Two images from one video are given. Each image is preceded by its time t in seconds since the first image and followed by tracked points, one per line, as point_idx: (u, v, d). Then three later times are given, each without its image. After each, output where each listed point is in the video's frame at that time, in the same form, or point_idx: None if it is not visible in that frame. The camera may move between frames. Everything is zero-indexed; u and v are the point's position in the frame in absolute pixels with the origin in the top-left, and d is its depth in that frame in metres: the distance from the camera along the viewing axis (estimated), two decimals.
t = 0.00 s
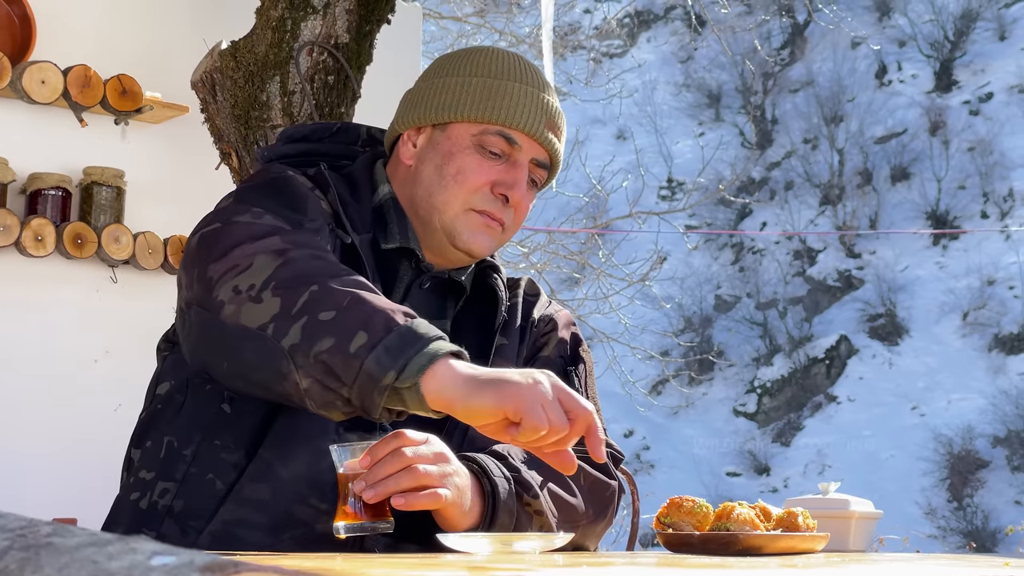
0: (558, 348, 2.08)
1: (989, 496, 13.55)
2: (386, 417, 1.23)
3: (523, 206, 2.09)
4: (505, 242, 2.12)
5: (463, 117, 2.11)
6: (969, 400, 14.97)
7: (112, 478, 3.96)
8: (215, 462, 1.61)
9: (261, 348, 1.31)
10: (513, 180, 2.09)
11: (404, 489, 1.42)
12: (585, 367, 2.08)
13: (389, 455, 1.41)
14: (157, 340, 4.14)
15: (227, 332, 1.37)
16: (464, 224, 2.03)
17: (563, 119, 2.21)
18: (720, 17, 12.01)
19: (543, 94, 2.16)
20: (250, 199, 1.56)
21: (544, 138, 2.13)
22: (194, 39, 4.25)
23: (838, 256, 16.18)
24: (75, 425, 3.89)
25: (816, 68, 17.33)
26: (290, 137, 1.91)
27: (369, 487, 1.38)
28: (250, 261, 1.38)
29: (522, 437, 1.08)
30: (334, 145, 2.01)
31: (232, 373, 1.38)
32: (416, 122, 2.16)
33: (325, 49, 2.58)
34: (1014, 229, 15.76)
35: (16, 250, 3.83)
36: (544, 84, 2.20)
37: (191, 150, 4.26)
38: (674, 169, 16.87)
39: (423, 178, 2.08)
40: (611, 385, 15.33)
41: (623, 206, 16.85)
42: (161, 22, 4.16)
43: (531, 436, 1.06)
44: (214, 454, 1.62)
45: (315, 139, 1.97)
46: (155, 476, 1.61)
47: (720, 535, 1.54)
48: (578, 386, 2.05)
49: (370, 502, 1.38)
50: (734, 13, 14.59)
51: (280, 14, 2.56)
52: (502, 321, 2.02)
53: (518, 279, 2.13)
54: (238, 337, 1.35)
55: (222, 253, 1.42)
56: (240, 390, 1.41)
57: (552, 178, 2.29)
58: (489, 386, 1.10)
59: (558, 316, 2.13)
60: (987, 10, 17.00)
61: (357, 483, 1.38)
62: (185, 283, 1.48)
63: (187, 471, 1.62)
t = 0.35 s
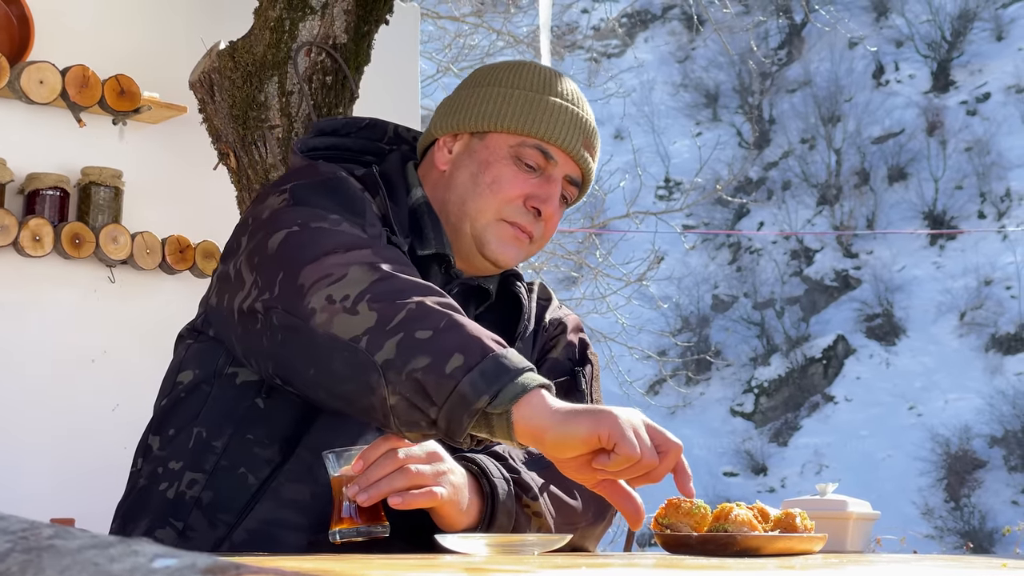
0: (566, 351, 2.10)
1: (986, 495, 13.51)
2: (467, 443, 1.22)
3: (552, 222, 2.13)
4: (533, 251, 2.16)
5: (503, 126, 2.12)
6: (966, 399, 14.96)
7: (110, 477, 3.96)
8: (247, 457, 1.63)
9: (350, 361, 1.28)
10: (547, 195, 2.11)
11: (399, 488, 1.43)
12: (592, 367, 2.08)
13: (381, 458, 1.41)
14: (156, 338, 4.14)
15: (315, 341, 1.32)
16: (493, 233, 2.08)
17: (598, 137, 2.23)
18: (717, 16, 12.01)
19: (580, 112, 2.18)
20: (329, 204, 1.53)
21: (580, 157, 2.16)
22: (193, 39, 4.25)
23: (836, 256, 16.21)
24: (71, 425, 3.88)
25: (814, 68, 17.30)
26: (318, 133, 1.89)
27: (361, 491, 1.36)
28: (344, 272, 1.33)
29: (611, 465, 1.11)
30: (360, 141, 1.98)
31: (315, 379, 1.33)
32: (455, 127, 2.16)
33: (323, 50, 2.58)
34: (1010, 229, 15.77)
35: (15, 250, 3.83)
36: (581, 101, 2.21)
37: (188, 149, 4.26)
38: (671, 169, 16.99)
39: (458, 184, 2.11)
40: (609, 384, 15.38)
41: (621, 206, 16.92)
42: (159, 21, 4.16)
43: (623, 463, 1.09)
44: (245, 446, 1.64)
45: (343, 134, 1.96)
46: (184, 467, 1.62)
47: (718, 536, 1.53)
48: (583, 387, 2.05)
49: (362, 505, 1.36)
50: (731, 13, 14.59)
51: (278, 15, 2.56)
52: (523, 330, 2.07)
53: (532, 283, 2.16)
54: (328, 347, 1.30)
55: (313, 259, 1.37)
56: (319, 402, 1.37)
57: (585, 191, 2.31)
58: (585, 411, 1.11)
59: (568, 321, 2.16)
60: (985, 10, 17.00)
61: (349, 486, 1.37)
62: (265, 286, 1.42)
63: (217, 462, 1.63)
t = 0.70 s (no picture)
0: (568, 348, 2.11)
1: (982, 492, 13.46)
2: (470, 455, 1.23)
3: (561, 225, 2.12)
4: (541, 253, 2.16)
5: (516, 128, 2.12)
6: (964, 396, 14.97)
7: (106, 474, 3.95)
8: (253, 454, 1.63)
9: (355, 371, 1.28)
10: (557, 197, 2.11)
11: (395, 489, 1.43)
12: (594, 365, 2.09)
13: (374, 460, 1.40)
14: (154, 335, 4.13)
15: (321, 349, 1.32)
16: (501, 234, 2.07)
17: (610, 141, 2.23)
18: (715, 12, 12.02)
19: (595, 117, 2.18)
20: (338, 209, 1.53)
21: (592, 162, 2.16)
22: (192, 36, 4.23)
23: (834, 253, 16.23)
24: (68, 423, 3.87)
25: (811, 65, 17.40)
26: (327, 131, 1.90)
27: (356, 496, 1.37)
28: (352, 280, 1.33)
29: (614, 478, 1.19)
30: (368, 137, 1.98)
31: (321, 388, 1.32)
32: (466, 126, 2.16)
33: (321, 46, 2.58)
34: (1008, 226, 15.77)
35: (12, 247, 3.83)
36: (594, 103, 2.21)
37: (186, 146, 4.25)
38: (669, 165, 16.96)
39: (468, 183, 2.10)
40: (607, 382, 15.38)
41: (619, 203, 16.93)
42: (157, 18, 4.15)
43: (626, 476, 1.17)
44: (250, 445, 1.63)
45: (352, 130, 1.95)
46: (188, 463, 1.61)
47: (715, 533, 1.52)
48: (584, 384, 2.05)
49: (356, 510, 1.37)
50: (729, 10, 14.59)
51: (276, 12, 2.56)
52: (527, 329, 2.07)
53: (536, 281, 2.16)
54: (334, 357, 1.30)
55: (321, 266, 1.37)
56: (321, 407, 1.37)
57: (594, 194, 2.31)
58: (588, 429, 1.17)
59: (570, 319, 2.16)
60: (983, 7, 17.11)
61: (345, 491, 1.37)
62: (271, 292, 1.42)
63: (221, 460, 1.63)
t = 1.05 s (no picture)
0: (569, 345, 2.10)
1: (983, 490, 13.50)
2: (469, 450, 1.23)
3: (561, 222, 2.12)
4: (541, 250, 2.16)
5: (516, 124, 2.12)
6: (964, 394, 14.98)
7: (106, 471, 3.95)
8: (252, 451, 1.63)
9: (354, 368, 1.27)
10: (557, 193, 2.11)
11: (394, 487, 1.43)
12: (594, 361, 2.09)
13: (374, 457, 1.40)
14: (155, 333, 4.13)
15: (319, 347, 1.32)
16: (501, 231, 2.07)
17: (610, 137, 2.23)
18: (715, 10, 12.00)
19: (596, 112, 2.18)
20: (334, 205, 1.53)
21: (592, 157, 2.16)
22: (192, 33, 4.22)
23: (835, 251, 16.25)
24: (68, 421, 3.87)
25: (812, 62, 17.39)
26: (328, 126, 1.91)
27: (356, 492, 1.37)
28: (350, 277, 1.33)
29: (604, 482, 1.20)
30: (367, 134, 1.98)
31: (321, 385, 1.32)
32: (465, 122, 2.16)
33: (321, 43, 2.58)
34: (1009, 224, 15.78)
35: (12, 244, 3.83)
36: (594, 99, 2.21)
37: (186, 143, 4.24)
38: (670, 163, 16.93)
39: (468, 179, 2.10)
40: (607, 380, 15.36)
41: (619, 201, 16.91)
42: (157, 15, 4.14)
43: (613, 483, 1.19)
44: (250, 442, 1.63)
45: (351, 126, 1.96)
46: (187, 460, 1.61)
47: (715, 531, 1.52)
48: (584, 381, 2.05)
49: (356, 507, 1.37)
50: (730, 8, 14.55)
51: (276, 9, 2.56)
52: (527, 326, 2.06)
53: (537, 278, 2.16)
54: (333, 355, 1.30)
55: (318, 264, 1.37)
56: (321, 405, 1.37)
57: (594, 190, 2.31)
58: (581, 432, 1.18)
59: (571, 315, 2.16)
60: (984, 5, 17.10)
61: (345, 488, 1.37)
62: (269, 290, 1.42)
63: (221, 457, 1.63)
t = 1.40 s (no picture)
0: (570, 344, 2.10)
1: (985, 490, 13.51)
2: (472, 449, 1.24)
3: (561, 220, 2.13)
4: (540, 248, 2.16)
5: (515, 121, 2.12)
6: (966, 395, 14.96)
7: (108, 470, 3.96)
8: (253, 452, 1.63)
9: (354, 370, 1.29)
10: (557, 191, 2.11)
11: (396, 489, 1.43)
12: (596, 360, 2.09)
13: (376, 458, 1.41)
14: (156, 333, 4.13)
15: (320, 350, 1.32)
16: (500, 229, 2.07)
17: (610, 134, 2.23)
18: (715, 11, 11.99)
19: (595, 110, 2.18)
20: (336, 207, 1.53)
21: (592, 155, 2.16)
22: (193, 33, 4.23)
23: (837, 251, 16.27)
24: (69, 421, 3.87)
25: (814, 63, 17.39)
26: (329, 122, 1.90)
27: (359, 492, 1.36)
28: (347, 280, 1.33)
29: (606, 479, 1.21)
30: (367, 133, 1.99)
31: (322, 388, 1.34)
32: (464, 120, 2.16)
33: (323, 43, 2.58)
34: (1011, 224, 15.76)
35: (15, 243, 3.83)
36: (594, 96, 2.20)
37: (188, 142, 4.24)
38: (671, 164, 16.93)
39: (468, 177, 2.10)
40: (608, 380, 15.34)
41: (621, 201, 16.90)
42: (158, 14, 4.14)
43: (618, 480, 1.20)
44: (251, 443, 1.63)
45: (352, 126, 1.96)
46: (189, 461, 1.61)
47: (717, 531, 1.52)
48: (586, 380, 2.05)
49: (359, 508, 1.37)
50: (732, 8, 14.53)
51: (278, 9, 2.55)
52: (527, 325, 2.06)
53: (538, 278, 2.16)
54: (333, 356, 1.31)
55: (317, 265, 1.37)
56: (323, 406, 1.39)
57: (595, 187, 2.31)
58: (583, 435, 1.19)
59: (571, 314, 2.15)
60: (986, 5, 17.09)
61: (346, 488, 1.37)
62: (268, 292, 1.42)
63: (222, 457, 1.63)
